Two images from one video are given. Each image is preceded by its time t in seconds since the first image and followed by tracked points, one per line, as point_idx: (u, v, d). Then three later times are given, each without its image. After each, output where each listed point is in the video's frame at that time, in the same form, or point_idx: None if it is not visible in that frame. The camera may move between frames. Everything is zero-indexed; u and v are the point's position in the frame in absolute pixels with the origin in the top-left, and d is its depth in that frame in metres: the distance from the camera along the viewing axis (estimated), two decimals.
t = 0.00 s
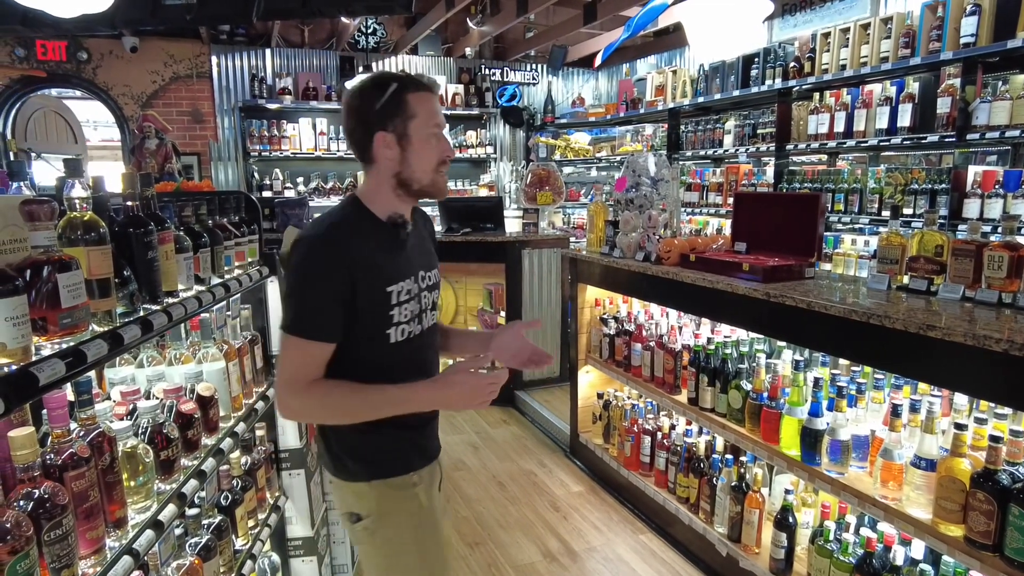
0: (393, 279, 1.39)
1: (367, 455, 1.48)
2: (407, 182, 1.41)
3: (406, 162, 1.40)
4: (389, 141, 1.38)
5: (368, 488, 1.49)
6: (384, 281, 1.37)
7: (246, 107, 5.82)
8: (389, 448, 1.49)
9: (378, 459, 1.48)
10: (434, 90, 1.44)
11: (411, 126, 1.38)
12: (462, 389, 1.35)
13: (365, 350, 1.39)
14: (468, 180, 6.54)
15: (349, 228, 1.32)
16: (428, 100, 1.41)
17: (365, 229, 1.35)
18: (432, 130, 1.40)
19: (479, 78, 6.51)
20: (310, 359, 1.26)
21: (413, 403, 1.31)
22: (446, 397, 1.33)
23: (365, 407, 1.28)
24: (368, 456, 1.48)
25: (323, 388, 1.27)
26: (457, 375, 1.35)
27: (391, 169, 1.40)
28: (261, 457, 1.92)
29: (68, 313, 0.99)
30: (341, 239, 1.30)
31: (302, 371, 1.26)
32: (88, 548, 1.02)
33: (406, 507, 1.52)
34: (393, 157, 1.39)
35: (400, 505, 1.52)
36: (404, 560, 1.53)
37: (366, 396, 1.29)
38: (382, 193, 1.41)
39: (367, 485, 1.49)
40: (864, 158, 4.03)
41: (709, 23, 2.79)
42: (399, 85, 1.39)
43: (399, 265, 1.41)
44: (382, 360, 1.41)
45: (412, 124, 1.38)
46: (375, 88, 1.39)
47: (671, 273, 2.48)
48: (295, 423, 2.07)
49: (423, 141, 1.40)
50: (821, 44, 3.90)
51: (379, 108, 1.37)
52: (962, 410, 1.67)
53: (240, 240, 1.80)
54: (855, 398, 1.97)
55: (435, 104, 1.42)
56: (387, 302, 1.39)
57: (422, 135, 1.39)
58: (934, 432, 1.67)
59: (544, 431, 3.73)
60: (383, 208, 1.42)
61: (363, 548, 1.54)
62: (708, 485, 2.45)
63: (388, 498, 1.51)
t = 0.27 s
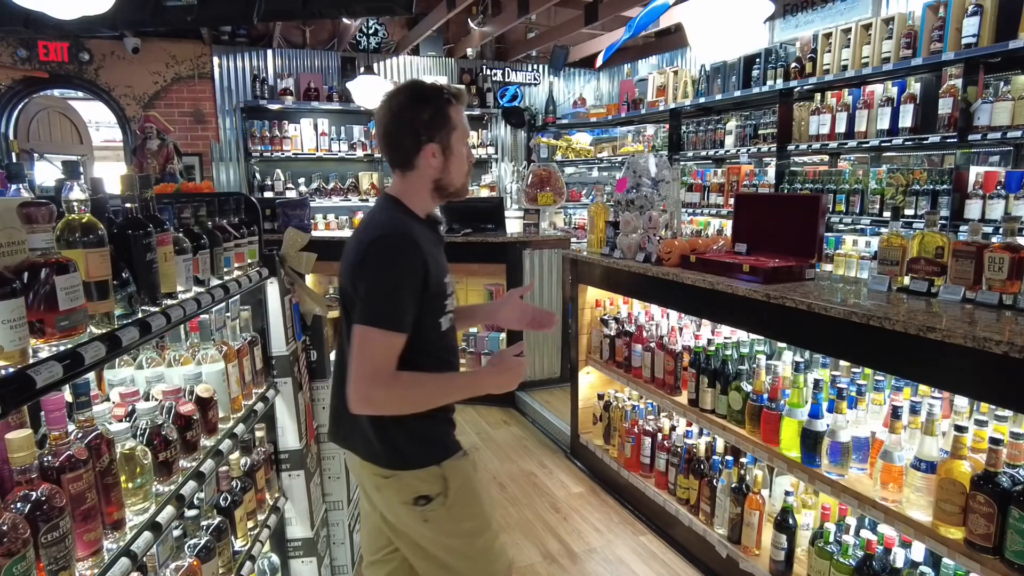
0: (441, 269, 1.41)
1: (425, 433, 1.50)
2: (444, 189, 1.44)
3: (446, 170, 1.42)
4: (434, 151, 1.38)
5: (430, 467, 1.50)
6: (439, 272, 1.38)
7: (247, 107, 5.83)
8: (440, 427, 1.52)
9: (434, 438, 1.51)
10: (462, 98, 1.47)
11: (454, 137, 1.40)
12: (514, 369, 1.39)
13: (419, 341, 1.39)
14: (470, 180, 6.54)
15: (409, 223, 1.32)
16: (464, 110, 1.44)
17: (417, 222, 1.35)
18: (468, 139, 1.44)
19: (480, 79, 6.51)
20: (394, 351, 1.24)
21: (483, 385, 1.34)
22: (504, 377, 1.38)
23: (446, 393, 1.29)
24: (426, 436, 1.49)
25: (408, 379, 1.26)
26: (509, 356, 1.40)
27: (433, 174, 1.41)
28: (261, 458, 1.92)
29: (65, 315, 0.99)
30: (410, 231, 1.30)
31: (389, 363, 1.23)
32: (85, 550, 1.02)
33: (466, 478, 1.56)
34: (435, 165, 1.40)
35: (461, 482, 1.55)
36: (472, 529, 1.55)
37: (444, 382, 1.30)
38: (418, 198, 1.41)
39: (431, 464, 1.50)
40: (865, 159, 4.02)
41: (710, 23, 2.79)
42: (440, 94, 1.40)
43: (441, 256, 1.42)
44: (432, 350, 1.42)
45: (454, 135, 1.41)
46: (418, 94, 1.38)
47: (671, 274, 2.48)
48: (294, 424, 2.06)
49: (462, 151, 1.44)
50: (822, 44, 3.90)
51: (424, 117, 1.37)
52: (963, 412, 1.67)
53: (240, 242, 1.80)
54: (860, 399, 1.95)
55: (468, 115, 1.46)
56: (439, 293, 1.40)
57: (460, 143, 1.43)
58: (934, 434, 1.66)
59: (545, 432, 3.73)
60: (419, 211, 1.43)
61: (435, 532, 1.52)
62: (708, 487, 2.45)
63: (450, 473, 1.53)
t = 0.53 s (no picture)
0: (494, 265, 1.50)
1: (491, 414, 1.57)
2: (489, 193, 1.53)
3: (493, 176, 1.51)
4: (482, 158, 1.47)
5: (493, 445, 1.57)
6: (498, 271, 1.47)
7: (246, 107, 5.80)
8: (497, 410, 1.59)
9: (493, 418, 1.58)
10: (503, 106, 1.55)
11: (499, 145, 1.49)
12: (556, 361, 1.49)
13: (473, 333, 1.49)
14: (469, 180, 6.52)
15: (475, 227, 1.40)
16: (506, 119, 1.52)
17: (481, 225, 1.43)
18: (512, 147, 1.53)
19: (480, 78, 6.47)
20: (472, 349, 1.34)
21: (534, 377, 1.46)
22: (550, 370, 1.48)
23: (509, 385, 1.40)
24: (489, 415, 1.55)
25: (483, 375, 1.36)
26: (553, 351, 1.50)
27: (483, 178, 1.50)
28: (253, 461, 1.90)
29: (44, 317, 0.96)
30: (484, 237, 1.38)
31: (467, 360, 1.33)
32: (65, 558, 0.98)
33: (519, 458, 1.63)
34: (483, 171, 1.49)
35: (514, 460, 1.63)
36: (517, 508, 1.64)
37: (511, 376, 1.41)
38: (467, 201, 1.50)
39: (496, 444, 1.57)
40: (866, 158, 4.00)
41: (709, 22, 2.75)
42: (490, 105, 1.48)
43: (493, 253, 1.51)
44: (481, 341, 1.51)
45: (501, 143, 1.49)
46: (472, 105, 1.46)
47: (670, 274, 2.45)
48: (288, 427, 2.02)
49: (506, 158, 1.53)
50: (823, 43, 3.86)
51: (475, 126, 1.44)
52: (966, 415, 1.64)
53: (232, 242, 1.77)
54: (861, 401, 1.92)
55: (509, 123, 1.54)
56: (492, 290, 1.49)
57: (505, 149, 1.52)
58: (937, 437, 1.63)
59: (543, 433, 3.70)
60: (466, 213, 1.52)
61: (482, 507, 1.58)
62: (708, 489, 2.43)
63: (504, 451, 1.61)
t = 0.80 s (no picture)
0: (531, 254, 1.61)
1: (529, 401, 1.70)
2: (529, 182, 1.63)
3: (534, 167, 1.61)
4: (525, 150, 1.56)
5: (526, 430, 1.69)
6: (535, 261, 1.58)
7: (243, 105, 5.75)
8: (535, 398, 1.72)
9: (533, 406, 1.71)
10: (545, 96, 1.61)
11: (542, 137, 1.58)
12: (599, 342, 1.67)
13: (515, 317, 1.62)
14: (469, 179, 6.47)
15: (512, 221, 1.49)
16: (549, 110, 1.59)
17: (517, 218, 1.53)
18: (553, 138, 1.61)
19: (480, 76, 6.37)
20: (513, 337, 1.46)
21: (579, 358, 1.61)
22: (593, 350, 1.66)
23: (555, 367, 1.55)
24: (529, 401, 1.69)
25: (526, 359, 1.50)
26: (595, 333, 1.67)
27: (525, 168, 1.59)
28: (244, 468, 1.85)
29: (11, 325, 0.91)
30: (519, 231, 1.49)
31: (511, 348, 1.46)
32: None
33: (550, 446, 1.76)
34: (525, 163, 1.58)
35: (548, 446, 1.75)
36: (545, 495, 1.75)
37: (552, 359, 1.55)
38: (508, 189, 1.59)
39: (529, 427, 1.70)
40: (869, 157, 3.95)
41: (711, 18, 2.69)
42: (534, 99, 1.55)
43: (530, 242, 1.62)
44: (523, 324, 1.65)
45: (544, 135, 1.58)
46: (515, 100, 1.52)
47: (672, 275, 2.39)
48: (280, 432, 1.98)
49: (548, 149, 1.62)
50: (827, 40, 3.80)
51: (519, 120, 1.52)
52: (979, 423, 1.59)
53: (221, 243, 1.72)
54: (869, 407, 1.87)
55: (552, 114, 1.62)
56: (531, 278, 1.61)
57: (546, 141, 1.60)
58: (949, 445, 1.58)
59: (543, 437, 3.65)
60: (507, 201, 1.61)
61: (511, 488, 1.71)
62: (711, 495, 2.38)
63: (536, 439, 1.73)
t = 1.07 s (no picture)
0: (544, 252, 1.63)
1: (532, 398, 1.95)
2: (544, 178, 1.65)
3: (546, 162, 1.63)
4: (534, 144, 1.60)
5: (528, 423, 1.97)
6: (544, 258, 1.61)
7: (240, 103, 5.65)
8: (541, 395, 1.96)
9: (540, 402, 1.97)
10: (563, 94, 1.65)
11: (552, 132, 1.61)
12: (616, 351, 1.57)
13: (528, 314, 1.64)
14: (469, 178, 6.38)
15: (516, 217, 1.55)
16: (563, 107, 1.63)
17: (523, 214, 1.58)
18: (566, 134, 1.64)
19: (480, 73, 6.25)
20: (505, 330, 1.49)
21: (588, 364, 1.54)
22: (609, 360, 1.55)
23: (553, 364, 1.54)
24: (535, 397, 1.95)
25: (522, 354, 1.51)
26: (612, 341, 1.57)
27: (537, 164, 1.63)
28: (233, 482, 1.76)
29: None
30: (519, 226, 1.54)
31: (501, 341, 1.49)
32: None
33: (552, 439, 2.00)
34: (535, 157, 1.62)
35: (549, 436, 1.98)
36: (543, 485, 2.01)
37: (552, 357, 1.54)
38: (521, 184, 1.63)
39: (530, 422, 1.97)
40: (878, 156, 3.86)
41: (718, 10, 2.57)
42: (545, 95, 1.59)
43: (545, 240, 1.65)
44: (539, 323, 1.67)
45: (554, 130, 1.61)
46: (524, 97, 1.58)
47: (681, 277, 2.30)
48: (271, 443, 1.89)
49: (561, 144, 1.63)
50: (836, 35, 3.71)
51: (526, 114, 1.58)
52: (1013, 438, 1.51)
53: (207, 245, 1.62)
54: (892, 417, 1.77)
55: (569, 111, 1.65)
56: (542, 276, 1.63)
57: (558, 135, 1.63)
58: (981, 460, 1.51)
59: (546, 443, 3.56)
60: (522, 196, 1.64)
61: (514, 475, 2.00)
62: (721, 507, 2.29)
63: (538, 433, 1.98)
